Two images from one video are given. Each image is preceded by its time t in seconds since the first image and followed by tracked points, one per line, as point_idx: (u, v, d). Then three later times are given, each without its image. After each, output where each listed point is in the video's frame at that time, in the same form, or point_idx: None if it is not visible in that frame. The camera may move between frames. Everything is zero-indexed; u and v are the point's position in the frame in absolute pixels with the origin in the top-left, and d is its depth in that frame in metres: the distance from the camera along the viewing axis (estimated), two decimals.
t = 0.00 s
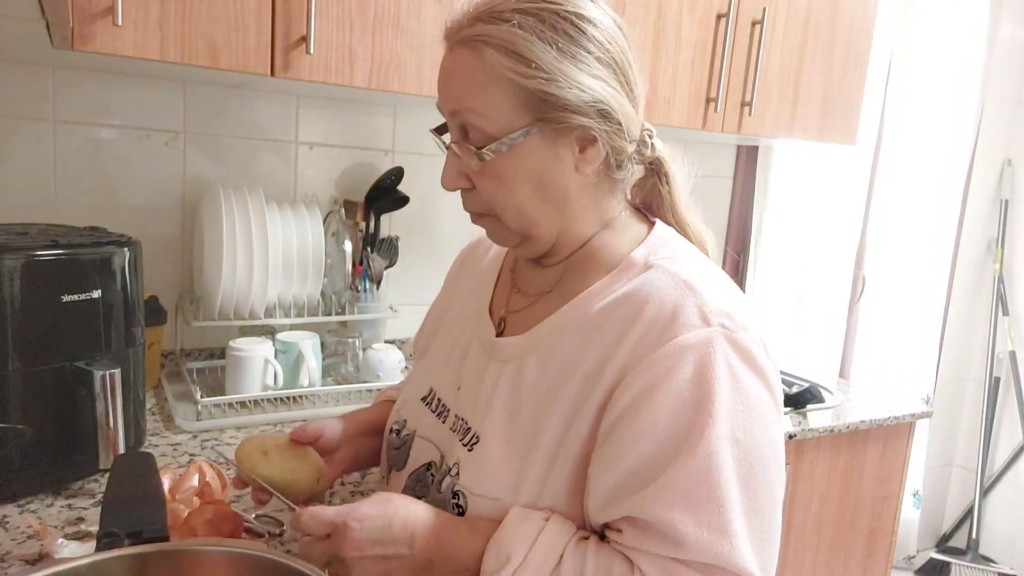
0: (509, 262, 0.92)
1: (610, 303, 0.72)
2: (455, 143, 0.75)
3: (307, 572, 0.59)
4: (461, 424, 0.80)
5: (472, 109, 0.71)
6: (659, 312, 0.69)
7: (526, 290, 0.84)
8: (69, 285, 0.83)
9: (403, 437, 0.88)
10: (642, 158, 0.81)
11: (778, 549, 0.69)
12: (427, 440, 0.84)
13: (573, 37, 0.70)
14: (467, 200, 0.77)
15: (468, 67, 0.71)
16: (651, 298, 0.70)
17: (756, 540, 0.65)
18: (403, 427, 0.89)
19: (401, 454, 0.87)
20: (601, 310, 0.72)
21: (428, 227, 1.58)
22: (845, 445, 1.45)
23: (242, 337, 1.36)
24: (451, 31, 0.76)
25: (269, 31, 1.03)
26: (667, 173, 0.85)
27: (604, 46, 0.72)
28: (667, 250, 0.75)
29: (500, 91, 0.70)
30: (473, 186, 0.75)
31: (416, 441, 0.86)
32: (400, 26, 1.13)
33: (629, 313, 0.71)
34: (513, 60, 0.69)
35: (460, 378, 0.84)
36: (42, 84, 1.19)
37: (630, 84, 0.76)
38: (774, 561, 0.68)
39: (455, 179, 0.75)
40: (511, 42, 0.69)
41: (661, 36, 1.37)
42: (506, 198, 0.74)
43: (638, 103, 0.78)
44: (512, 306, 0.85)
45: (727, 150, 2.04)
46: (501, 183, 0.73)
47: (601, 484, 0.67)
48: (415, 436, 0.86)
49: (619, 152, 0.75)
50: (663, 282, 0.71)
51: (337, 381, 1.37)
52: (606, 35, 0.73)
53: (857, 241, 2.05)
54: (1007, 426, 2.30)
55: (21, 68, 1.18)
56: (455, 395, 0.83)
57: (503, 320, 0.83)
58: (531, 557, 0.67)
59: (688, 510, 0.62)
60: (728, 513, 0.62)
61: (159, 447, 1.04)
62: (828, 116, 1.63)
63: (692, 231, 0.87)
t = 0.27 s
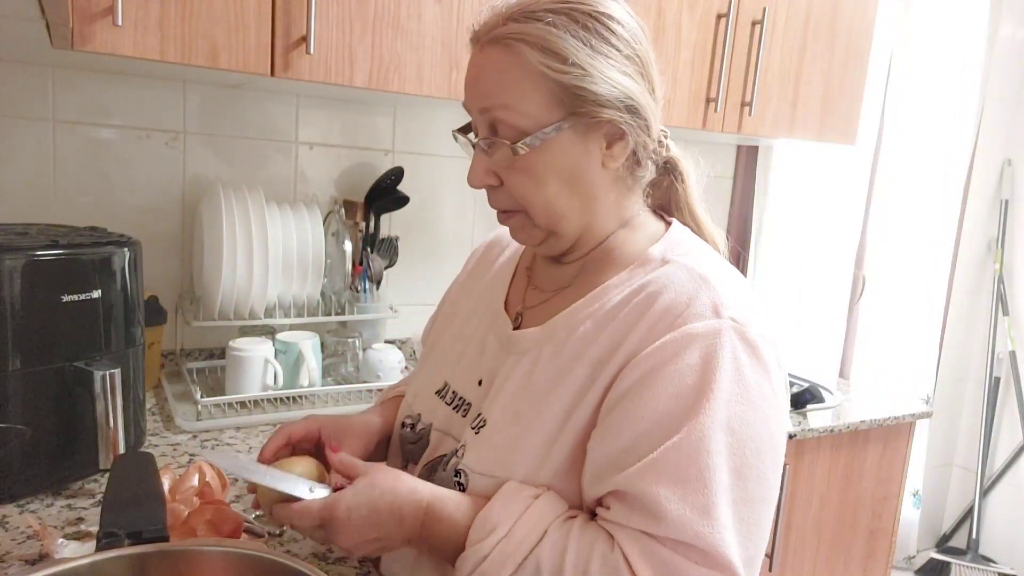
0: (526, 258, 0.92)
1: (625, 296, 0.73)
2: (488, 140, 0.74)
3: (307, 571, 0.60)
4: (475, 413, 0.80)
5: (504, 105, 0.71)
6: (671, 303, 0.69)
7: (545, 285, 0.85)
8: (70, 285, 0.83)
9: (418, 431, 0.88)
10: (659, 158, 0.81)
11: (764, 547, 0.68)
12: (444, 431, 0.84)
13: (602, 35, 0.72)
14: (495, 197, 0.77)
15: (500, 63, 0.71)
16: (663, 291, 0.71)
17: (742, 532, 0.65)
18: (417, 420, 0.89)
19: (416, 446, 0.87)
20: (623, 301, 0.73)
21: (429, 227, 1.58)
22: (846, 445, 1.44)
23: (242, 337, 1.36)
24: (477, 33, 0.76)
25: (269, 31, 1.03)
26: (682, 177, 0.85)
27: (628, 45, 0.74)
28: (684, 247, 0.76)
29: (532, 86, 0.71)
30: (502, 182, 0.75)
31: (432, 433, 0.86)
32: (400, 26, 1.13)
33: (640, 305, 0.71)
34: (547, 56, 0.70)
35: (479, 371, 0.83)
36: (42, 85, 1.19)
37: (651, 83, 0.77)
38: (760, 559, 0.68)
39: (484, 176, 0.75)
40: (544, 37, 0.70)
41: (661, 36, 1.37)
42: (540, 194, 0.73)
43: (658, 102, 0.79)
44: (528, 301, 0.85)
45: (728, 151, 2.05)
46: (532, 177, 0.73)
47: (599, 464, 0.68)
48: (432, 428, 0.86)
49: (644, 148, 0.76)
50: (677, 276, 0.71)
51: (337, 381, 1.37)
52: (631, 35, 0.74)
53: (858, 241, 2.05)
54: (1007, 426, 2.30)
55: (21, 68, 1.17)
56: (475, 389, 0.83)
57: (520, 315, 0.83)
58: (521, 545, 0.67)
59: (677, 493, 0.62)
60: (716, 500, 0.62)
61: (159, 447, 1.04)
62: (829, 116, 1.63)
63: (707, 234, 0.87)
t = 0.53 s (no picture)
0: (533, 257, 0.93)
1: (633, 297, 0.73)
2: (489, 140, 0.74)
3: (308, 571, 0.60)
4: (485, 411, 0.80)
5: (505, 104, 0.72)
6: (680, 304, 0.69)
7: (552, 285, 0.85)
8: (70, 285, 0.83)
9: (427, 428, 0.88)
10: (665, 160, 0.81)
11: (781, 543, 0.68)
12: (450, 429, 0.85)
13: (602, 36, 0.71)
14: (496, 195, 0.77)
15: (501, 64, 0.72)
16: (672, 290, 0.71)
17: (760, 530, 0.65)
18: (426, 416, 0.90)
19: (424, 442, 0.88)
20: (632, 301, 0.73)
21: (430, 227, 1.58)
22: (846, 445, 1.45)
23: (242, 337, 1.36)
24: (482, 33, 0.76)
25: (269, 31, 1.03)
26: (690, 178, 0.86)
27: (629, 46, 0.73)
28: (690, 247, 0.76)
29: (533, 86, 0.71)
30: (503, 181, 0.75)
31: (441, 429, 0.86)
32: (401, 26, 1.13)
33: (649, 306, 0.71)
34: (547, 56, 0.70)
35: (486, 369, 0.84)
36: (42, 85, 1.19)
37: (654, 84, 0.76)
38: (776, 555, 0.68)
39: (486, 175, 0.75)
40: (544, 39, 0.70)
41: (661, 36, 1.38)
42: (541, 192, 0.73)
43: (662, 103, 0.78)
44: (537, 300, 0.85)
45: (727, 148, 2.02)
46: (531, 176, 0.73)
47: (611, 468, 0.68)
48: (438, 426, 0.87)
49: (645, 149, 0.75)
50: (687, 275, 0.71)
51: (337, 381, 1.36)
52: (633, 36, 0.74)
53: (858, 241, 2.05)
54: (1007, 426, 2.30)
55: (21, 68, 1.17)
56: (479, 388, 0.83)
57: (528, 314, 0.84)
58: (525, 547, 0.68)
59: (695, 496, 0.62)
60: (734, 500, 0.63)
61: (159, 447, 1.04)
62: (828, 115, 1.63)
63: (714, 233, 0.87)
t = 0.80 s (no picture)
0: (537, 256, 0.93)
1: (634, 295, 0.73)
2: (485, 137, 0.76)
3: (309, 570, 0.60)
4: (488, 408, 0.80)
5: (498, 101, 0.73)
6: (680, 302, 0.69)
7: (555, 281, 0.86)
8: (71, 285, 0.83)
9: (430, 423, 0.89)
10: (670, 163, 0.80)
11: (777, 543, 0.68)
12: (454, 425, 0.84)
13: (599, 37, 0.71)
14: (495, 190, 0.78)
15: (497, 62, 0.73)
16: (672, 288, 0.71)
17: (756, 530, 0.65)
18: (430, 412, 0.91)
19: (428, 439, 0.88)
20: (632, 301, 0.73)
21: (430, 227, 1.58)
22: (846, 445, 1.45)
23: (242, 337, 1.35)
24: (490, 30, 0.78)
25: (270, 31, 1.03)
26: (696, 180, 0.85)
27: (627, 48, 0.72)
28: (694, 247, 0.76)
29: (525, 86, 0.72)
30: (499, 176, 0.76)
31: (444, 426, 0.86)
32: (401, 26, 1.13)
33: (650, 305, 0.71)
34: (540, 57, 0.70)
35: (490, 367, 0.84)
36: (42, 84, 1.19)
37: (653, 86, 0.75)
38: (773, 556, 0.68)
39: (483, 169, 0.77)
40: (538, 40, 0.71)
41: (662, 36, 1.38)
42: (532, 189, 0.74)
43: (664, 105, 0.77)
44: (542, 297, 0.86)
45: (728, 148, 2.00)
46: (523, 172, 0.74)
47: (614, 466, 0.68)
48: (441, 421, 0.87)
49: (639, 152, 0.75)
50: (689, 274, 0.71)
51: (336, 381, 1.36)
52: (629, 35, 0.73)
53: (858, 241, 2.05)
54: (1006, 426, 2.30)
55: (21, 68, 1.17)
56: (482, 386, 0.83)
57: (532, 311, 0.84)
58: (526, 548, 0.68)
59: (694, 494, 0.62)
60: (730, 498, 0.63)
61: (159, 447, 1.04)
62: (828, 115, 1.63)
63: (720, 237, 0.87)
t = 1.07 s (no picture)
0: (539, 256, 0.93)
1: (633, 295, 0.73)
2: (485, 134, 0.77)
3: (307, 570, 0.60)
4: (488, 407, 0.80)
5: (499, 98, 0.74)
6: (679, 300, 0.69)
7: (556, 281, 0.86)
8: (70, 285, 0.83)
9: (432, 423, 0.89)
10: (673, 162, 0.79)
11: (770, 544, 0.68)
12: (455, 425, 0.84)
13: (597, 35, 0.71)
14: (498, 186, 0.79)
15: (498, 61, 0.74)
16: (671, 287, 0.71)
17: (748, 530, 0.65)
18: (432, 412, 0.90)
19: (428, 439, 0.88)
20: (632, 301, 0.73)
21: (430, 227, 1.58)
22: (846, 445, 1.45)
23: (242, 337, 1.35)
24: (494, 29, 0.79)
25: (269, 30, 1.03)
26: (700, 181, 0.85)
27: (626, 46, 0.72)
28: (694, 247, 0.76)
29: (524, 83, 0.72)
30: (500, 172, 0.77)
31: (445, 426, 0.86)
32: (400, 25, 1.13)
33: (649, 304, 0.71)
34: (539, 54, 0.71)
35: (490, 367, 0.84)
36: (42, 84, 1.19)
37: (654, 85, 0.75)
38: (765, 557, 0.68)
39: (485, 166, 0.77)
40: (537, 37, 0.71)
41: (662, 36, 1.37)
42: (531, 186, 0.74)
43: (665, 104, 0.77)
44: (543, 297, 0.86)
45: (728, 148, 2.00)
46: (523, 169, 0.74)
47: (608, 465, 0.68)
48: (443, 422, 0.87)
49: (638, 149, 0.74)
50: (688, 273, 0.71)
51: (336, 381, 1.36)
52: (629, 33, 0.73)
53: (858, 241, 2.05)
54: (1007, 426, 2.30)
55: (21, 68, 1.17)
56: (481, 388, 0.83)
57: (533, 311, 0.84)
58: (525, 547, 0.68)
59: (686, 493, 0.62)
60: (722, 498, 0.62)
61: (158, 447, 1.04)
62: (828, 116, 1.63)
63: (724, 238, 0.86)
